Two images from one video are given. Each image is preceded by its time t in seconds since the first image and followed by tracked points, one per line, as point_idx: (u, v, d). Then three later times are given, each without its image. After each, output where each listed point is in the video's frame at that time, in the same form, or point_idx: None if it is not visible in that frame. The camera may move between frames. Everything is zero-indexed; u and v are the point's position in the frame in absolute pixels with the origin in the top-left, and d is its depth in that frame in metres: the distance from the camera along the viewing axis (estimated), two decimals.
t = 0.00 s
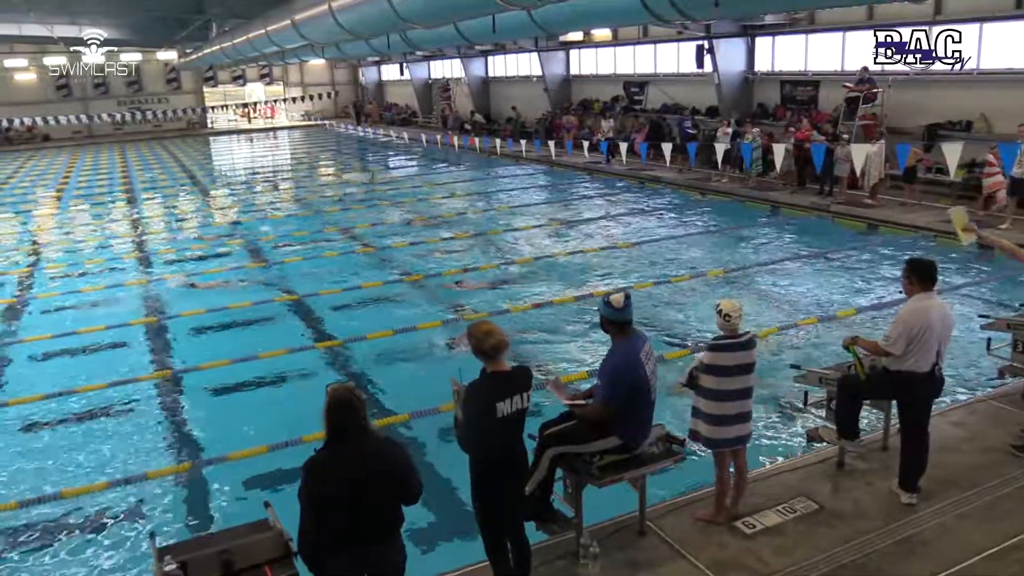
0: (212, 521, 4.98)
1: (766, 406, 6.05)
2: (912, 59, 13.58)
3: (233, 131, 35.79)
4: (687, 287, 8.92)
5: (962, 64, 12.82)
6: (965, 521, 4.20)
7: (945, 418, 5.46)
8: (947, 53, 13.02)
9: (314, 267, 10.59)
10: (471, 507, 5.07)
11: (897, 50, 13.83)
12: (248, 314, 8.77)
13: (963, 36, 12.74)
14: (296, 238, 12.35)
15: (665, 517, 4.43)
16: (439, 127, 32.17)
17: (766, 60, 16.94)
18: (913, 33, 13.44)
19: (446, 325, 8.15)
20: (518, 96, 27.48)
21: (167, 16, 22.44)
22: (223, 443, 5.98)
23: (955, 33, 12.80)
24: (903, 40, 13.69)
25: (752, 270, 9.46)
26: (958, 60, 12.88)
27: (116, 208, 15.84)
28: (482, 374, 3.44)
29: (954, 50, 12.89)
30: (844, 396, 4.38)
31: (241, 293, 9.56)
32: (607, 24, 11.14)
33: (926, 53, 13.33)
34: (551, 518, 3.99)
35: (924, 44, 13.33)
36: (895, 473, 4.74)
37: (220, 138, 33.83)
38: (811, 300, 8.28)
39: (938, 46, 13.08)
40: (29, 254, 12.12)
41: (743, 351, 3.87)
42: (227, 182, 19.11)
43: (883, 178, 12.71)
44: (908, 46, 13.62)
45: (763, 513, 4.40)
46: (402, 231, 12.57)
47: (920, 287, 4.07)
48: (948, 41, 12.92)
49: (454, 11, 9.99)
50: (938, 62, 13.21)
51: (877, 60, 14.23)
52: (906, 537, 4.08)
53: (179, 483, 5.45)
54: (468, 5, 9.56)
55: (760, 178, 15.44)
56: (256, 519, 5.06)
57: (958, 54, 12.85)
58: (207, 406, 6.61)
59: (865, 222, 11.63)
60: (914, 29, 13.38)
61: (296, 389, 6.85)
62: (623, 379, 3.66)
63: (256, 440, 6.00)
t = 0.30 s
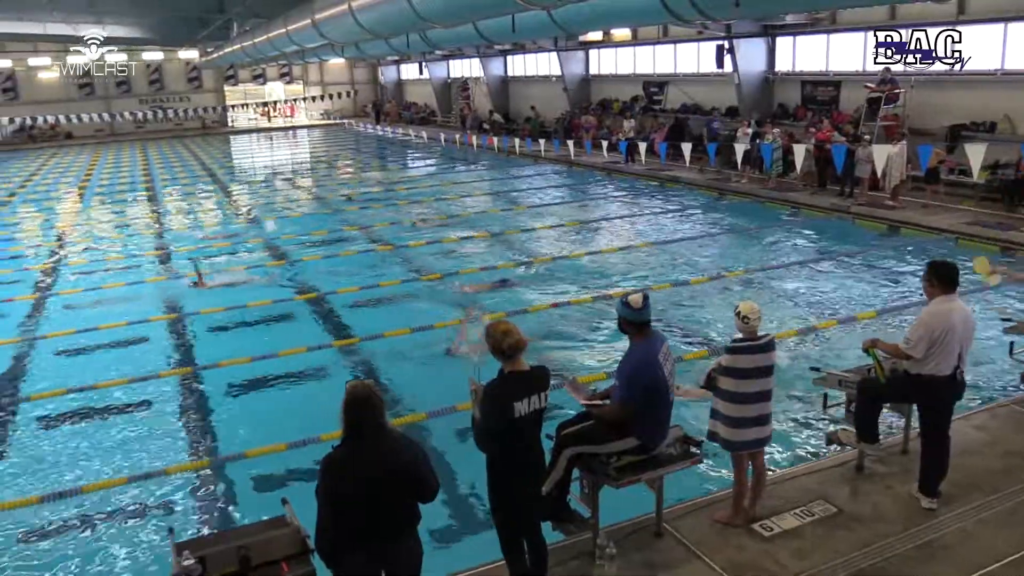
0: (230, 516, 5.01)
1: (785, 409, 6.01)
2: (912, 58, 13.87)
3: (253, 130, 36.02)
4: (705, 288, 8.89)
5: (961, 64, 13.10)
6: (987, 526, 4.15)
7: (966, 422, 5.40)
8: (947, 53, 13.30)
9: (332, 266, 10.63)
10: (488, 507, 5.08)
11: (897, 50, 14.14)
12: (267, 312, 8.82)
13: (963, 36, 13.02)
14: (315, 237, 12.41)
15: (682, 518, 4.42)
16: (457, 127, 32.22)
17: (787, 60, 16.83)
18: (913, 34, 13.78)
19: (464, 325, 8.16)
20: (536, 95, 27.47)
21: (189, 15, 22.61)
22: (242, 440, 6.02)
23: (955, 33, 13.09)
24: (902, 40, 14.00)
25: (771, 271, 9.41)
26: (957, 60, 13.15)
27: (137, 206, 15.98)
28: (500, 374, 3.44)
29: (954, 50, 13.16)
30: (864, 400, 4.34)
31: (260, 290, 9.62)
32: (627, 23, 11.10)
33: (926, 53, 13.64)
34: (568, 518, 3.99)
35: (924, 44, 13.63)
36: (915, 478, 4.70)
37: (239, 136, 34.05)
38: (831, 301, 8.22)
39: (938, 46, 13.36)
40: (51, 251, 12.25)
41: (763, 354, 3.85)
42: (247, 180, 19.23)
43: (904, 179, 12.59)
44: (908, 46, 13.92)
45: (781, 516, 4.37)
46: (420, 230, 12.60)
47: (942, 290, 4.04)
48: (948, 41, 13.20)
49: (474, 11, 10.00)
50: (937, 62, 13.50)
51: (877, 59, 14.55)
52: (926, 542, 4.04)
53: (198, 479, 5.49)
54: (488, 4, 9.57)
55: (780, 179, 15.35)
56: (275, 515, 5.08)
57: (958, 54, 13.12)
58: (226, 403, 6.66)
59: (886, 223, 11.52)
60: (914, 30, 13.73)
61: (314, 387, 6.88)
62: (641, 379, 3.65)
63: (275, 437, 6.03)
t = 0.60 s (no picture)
0: (250, 512, 5.05)
1: (806, 412, 5.97)
2: (912, 58, 14.14)
3: (276, 128, 36.31)
4: (726, 290, 8.84)
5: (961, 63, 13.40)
6: (1012, 533, 4.09)
7: (990, 428, 5.34)
8: (947, 53, 13.59)
9: (353, 265, 10.68)
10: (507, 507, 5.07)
11: (897, 50, 14.43)
12: (288, 309, 8.89)
13: (963, 36, 13.34)
14: (336, 235, 12.48)
15: (701, 521, 4.40)
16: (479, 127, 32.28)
17: (811, 60, 16.71)
18: (913, 34, 13.96)
19: (484, 324, 8.17)
20: (558, 95, 27.46)
21: (214, 15, 22.83)
22: (263, 436, 6.07)
23: (954, 33, 13.39)
24: (902, 39, 14.30)
25: (793, 273, 9.34)
26: (958, 59, 13.45)
27: (162, 203, 16.16)
28: (519, 374, 3.45)
29: (954, 50, 13.47)
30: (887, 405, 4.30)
31: (281, 288, 9.69)
32: (649, 23, 11.07)
33: (926, 53, 13.92)
34: (586, 519, 3.98)
35: (923, 45, 13.90)
36: (938, 483, 4.64)
37: (262, 135, 34.31)
38: (854, 304, 8.14)
39: (938, 47, 13.65)
40: (77, 247, 12.42)
41: (784, 357, 3.82)
42: (270, 179, 19.38)
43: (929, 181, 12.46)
44: (908, 47, 14.22)
45: (801, 520, 4.34)
46: (441, 229, 12.64)
47: (966, 293, 3.99)
48: (948, 41, 13.50)
49: (496, 10, 10.01)
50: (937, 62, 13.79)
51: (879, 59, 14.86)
52: (948, 549, 3.99)
53: (219, 475, 5.54)
54: (509, 4, 9.58)
55: (803, 181, 15.23)
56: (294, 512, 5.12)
57: (958, 54, 13.43)
58: (247, 399, 6.71)
59: (910, 226, 11.40)
60: (914, 31, 13.90)
61: (334, 385, 6.92)
62: (661, 381, 3.65)
63: (295, 434, 6.07)
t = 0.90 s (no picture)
0: (268, 509, 5.08)
1: (826, 415, 5.93)
2: (912, 58, 14.45)
3: (296, 127, 36.49)
4: (745, 291, 8.79)
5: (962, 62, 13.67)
6: None
7: (1012, 433, 5.28)
8: (947, 53, 13.83)
9: (371, 263, 10.71)
10: (523, 506, 5.08)
11: (897, 50, 14.78)
12: (307, 307, 8.94)
13: (963, 36, 13.57)
14: (355, 233, 12.54)
15: (718, 522, 4.38)
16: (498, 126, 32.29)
17: (833, 61, 16.59)
18: (913, 35, 14.28)
19: (502, 323, 8.18)
20: (578, 95, 27.41)
21: (236, 14, 22.98)
22: (281, 433, 6.11)
23: (954, 34, 13.61)
24: (901, 40, 14.63)
25: (814, 275, 9.27)
26: (958, 59, 13.73)
27: (183, 201, 16.30)
28: (537, 373, 3.45)
29: (954, 50, 13.71)
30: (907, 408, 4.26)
31: (300, 286, 9.75)
32: (671, 22, 11.01)
33: (925, 53, 14.22)
34: (602, 520, 3.97)
35: (923, 45, 14.19)
36: (958, 488, 4.60)
37: (282, 133, 34.52)
38: (875, 307, 8.07)
39: (938, 46, 13.90)
40: (99, 243, 12.55)
41: (804, 359, 3.80)
42: (289, 177, 19.49)
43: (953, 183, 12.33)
44: (908, 47, 14.52)
45: (819, 523, 4.32)
46: (459, 228, 12.65)
47: (989, 296, 3.95)
48: (947, 41, 13.73)
49: (516, 10, 10.01)
50: (937, 62, 14.07)
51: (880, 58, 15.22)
52: (968, 555, 3.95)
53: (237, 471, 5.59)
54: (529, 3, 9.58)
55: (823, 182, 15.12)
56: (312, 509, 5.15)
57: (958, 54, 13.69)
58: (266, 396, 6.76)
59: (933, 227, 11.28)
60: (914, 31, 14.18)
61: (352, 383, 6.95)
62: (680, 382, 3.64)
63: (313, 432, 6.11)
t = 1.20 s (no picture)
0: (284, 506, 5.11)
1: (844, 419, 5.88)
2: (913, 58, 14.61)
3: (314, 126, 36.70)
4: (762, 293, 8.75)
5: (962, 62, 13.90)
6: None
7: None
8: (948, 53, 14.02)
9: (388, 262, 10.75)
10: (537, 507, 5.08)
11: (897, 50, 14.94)
12: (324, 306, 8.99)
13: (962, 37, 13.74)
14: (372, 232, 12.59)
15: (733, 525, 4.37)
16: (515, 126, 32.32)
17: (853, 61, 16.51)
18: (913, 35, 14.39)
19: (518, 324, 8.19)
20: (595, 95, 27.39)
21: (255, 13, 23.14)
22: (297, 431, 6.14)
23: (954, 34, 13.76)
24: (902, 40, 14.76)
25: (832, 277, 9.21)
26: (958, 59, 13.94)
27: (202, 199, 16.43)
28: (553, 373, 3.44)
29: (954, 50, 13.91)
30: (926, 413, 4.22)
31: (317, 284, 9.80)
32: (689, 23, 10.98)
33: (926, 53, 14.38)
34: (617, 521, 3.97)
35: (924, 45, 14.32)
36: (978, 493, 4.55)
37: (300, 133, 34.72)
38: (894, 310, 8.01)
39: (939, 47, 14.06)
40: (119, 241, 12.68)
41: (822, 361, 3.78)
42: (307, 176, 19.60)
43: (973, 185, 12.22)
44: (908, 47, 14.67)
45: (836, 527, 4.29)
46: (475, 228, 12.67)
47: (1011, 299, 3.91)
48: (948, 41, 13.90)
49: (533, 10, 10.01)
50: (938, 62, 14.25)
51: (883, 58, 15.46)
52: (987, 561, 3.91)
53: (253, 467, 5.63)
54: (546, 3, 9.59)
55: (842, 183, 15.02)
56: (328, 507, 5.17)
57: (958, 54, 13.91)
58: (282, 394, 6.80)
59: (952, 230, 11.18)
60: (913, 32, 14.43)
61: (368, 381, 6.98)
62: (695, 384, 3.62)
63: (329, 430, 6.14)
